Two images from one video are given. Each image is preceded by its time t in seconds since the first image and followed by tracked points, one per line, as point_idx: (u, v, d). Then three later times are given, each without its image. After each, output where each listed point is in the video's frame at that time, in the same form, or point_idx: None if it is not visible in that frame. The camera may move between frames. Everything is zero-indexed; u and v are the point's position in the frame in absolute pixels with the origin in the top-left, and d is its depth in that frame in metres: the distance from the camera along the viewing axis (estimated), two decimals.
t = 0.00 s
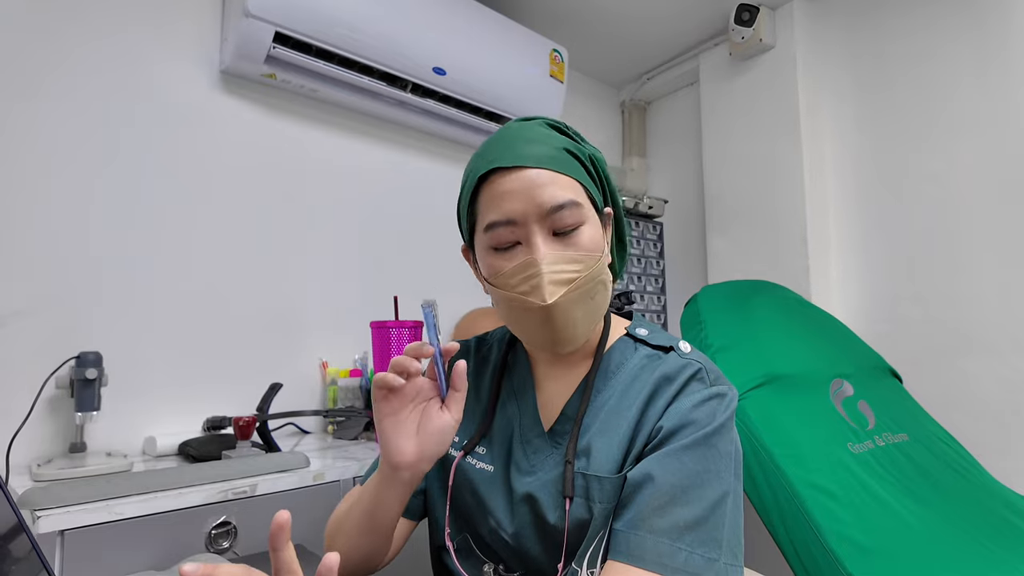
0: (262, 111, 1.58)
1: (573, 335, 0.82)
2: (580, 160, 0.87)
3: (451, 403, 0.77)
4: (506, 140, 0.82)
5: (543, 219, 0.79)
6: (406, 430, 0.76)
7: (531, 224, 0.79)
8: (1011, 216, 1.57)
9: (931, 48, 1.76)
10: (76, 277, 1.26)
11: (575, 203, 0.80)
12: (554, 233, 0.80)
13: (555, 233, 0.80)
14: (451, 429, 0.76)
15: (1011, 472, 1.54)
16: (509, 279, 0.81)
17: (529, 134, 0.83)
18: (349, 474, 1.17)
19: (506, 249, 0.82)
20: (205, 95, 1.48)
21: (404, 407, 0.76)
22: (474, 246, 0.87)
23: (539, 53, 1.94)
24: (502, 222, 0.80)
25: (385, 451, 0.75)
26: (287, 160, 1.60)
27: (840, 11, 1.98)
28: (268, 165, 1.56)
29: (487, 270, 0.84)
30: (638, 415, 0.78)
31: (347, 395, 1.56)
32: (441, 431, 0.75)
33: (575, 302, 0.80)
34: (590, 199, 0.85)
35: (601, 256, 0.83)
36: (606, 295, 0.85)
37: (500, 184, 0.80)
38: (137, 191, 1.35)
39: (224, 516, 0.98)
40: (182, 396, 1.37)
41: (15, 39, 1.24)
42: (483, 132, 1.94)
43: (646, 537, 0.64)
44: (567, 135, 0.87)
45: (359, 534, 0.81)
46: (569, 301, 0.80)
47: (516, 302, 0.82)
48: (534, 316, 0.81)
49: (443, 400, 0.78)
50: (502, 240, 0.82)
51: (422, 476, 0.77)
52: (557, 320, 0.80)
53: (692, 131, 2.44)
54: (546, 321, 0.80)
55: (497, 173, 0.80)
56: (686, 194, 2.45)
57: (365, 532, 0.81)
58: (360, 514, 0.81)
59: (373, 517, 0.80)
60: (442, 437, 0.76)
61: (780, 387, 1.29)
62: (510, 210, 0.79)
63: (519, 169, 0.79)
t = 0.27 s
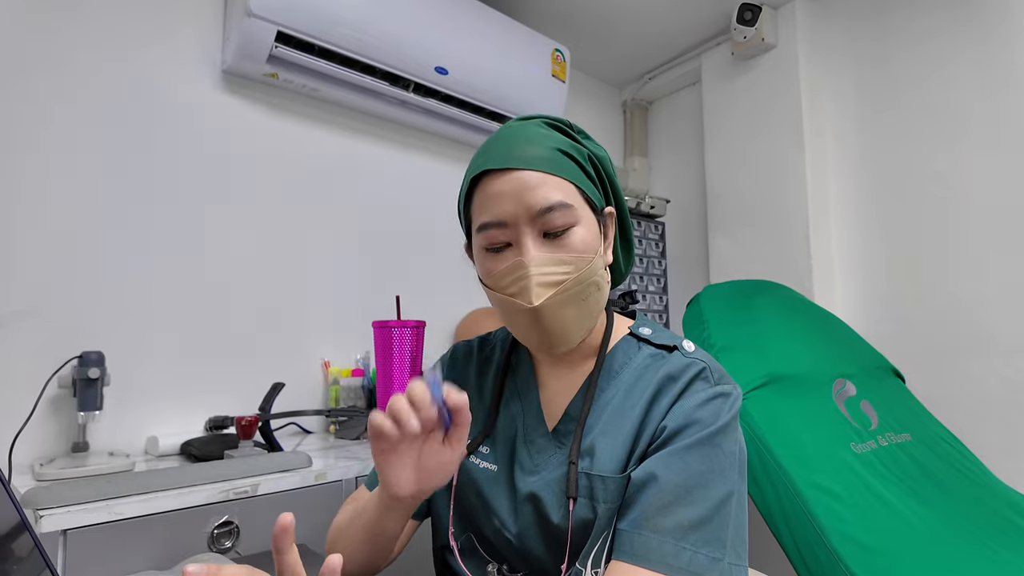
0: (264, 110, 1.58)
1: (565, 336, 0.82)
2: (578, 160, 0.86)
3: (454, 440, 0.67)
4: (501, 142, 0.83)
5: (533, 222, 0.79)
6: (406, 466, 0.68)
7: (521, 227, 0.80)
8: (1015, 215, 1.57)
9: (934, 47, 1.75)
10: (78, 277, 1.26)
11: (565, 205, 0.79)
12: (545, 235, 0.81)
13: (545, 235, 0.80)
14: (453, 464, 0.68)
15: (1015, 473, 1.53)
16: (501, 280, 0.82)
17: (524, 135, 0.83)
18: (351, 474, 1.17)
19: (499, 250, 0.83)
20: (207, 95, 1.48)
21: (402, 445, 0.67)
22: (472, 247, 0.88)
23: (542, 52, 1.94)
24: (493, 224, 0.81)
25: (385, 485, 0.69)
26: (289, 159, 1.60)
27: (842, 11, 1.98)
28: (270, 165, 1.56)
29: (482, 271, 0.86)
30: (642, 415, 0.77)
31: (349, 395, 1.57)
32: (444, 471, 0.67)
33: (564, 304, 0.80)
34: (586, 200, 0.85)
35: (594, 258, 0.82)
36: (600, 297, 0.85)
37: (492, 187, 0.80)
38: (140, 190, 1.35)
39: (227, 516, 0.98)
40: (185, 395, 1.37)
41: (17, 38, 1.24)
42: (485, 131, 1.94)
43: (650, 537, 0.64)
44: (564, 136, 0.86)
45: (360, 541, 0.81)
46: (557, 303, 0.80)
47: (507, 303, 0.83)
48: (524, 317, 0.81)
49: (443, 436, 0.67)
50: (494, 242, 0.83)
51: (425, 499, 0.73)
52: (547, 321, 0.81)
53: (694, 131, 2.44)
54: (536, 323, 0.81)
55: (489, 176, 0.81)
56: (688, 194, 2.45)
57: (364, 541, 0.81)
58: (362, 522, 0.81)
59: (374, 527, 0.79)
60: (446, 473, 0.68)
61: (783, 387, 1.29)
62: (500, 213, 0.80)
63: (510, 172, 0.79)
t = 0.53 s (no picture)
0: (265, 110, 1.58)
1: (567, 330, 0.82)
2: (583, 156, 0.87)
3: (468, 399, 0.79)
4: (507, 135, 0.84)
5: (536, 213, 0.80)
6: (423, 426, 0.78)
7: (525, 218, 0.80)
8: (1016, 215, 1.56)
9: (935, 47, 1.75)
10: (80, 276, 1.26)
11: (569, 197, 0.80)
12: (548, 227, 0.81)
13: (549, 227, 0.81)
14: (466, 427, 0.78)
15: (1016, 472, 1.53)
16: (504, 272, 0.82)
17: (530, 129, 0.84)
18: (353, 473, 1.17)
19: (502, 242, 0.83)
20: (209, 94, 1.48)
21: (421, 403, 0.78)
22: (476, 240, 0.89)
23: (543, 52, 1.94)
24: (497, 215, 0.81)
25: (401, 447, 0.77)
26: (291, 159, 1.60)
27: (843, 11, 1.98)
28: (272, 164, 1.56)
29: (485, 263, 0.86)
30: (644, 414, 0.77)
31: (351, 394, 1.57)
32: (458, 427, 0.77)
33: (566, 296, 0.80)
34: (590, 195, 0.85)
35: (597, 251, 0.82)
36: (602, 292, 0.85)
37: (496, 178, 0.81)
38: (142, 189, 1.35)
39: (228, 515, 0.98)
40: (186, 394, 1.38)
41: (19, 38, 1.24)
42: (486, 131, 1.94)
43: (652, 535, 0.64)
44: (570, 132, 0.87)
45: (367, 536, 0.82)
46: (560, 295, 0.80)
47: (510, 296, 0.83)
48: (526, 310, 0.81)
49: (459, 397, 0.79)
50: (498, 234, 0.83)
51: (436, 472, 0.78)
52: (548, 313, 0.81)
53: (695, 131, 2.44)
54: (537, 315, 0.81)
55: (494, 167, 0.81)
56: (689, 193, 2.45)
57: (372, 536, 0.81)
58: (372, 515, 0.82)
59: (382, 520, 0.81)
60: (460, 433, 0.77)
61: (785, 386, 1.28)
62: (504, 204, 0.80)
63: (515, 163, 0.80)
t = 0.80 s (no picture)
0: (266, 109, 1.58)
1: (564, 338, 0.82)
2: (566, 159, 0.86)
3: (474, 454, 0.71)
4: (488, 146, 0.83)
5: (527, 226, 0.80)
6: (423, 473, 0.73)
7: (516, 231, 0.80)
8: (1016, 214, 1.56)
9: (935, 46, 1.75)
10: (81, 276, 1.26)
11: (558, 206, 0.80)
12: (539, 238, 0.81)
13: (540, 237, 0.81)
14: (468, 480, 0.72)
15: (1016, 472, 1.53)
16: (498, 286, 0.83)
17: (511, 139, 0.83)
18: (354, 472, 1.17)
19: (494, 256, 0.83)
20: (210, 94, 1.48)
21: (425, 448, 0.72)
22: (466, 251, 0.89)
23: (543, 52, 1.94)
24: (487, 229, 0.81)
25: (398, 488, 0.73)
26: (292, 159, 1.60)
27: (843, 10, 1.98)
28: (272, 164, 1.57)
29: (479, 277, 0.86)
30: (641, 413, 0.78)
31: (351, 393, 1.59)
32: (459, 483, 0.71)
33: (562, 306, 0.81)
34: (577, 200, 0.85)
35: (589, 257, 0.83)
36: (598, 296, 0.85)
37: (483, 193, 0.81)
38: (143, 189, 1.35)
39: (230, 513, 0.99)
40: (188, 393, 1.38)
41: (20, 38, 1.25)
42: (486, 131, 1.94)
43: (649, 531, 0.65)
44: (551, 136, 0.86)
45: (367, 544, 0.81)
46: (555, 305, 0.80)
47: (505, 308, 0.83)
48: (523, 321, 0.82)
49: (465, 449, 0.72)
50: (489, 247, 0.83)
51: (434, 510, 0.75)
52: (545, 324, 0.81)
53: (695, 130, 2.44)
54: (534, 326, 0.81)
55: (480, 182, 0.81)
56: (689, 193, 2.45)
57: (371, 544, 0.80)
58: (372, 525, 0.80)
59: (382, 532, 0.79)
60: (458, 486, 0.72)
61: (785, 386, 1.28)
62: (493, 219, 0.80)
63: (500, 177, 0.80)
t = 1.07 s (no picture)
0: (266, 109, 1.58)
1: (554, 303, 0.83)
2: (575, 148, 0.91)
3: (450, 445, 0.72)
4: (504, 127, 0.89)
5: (526, 189, 0.83)
6: (400, 465, 0.74)
7: (514, 194, 0.83)
8: (1015, 214, 1.57)
9: (934, 46, 1.75)
10: (81, 275, 1.27)
11: (557, 175, 0.83)
12: (537, 204, 0.84)
13: (538, 203, 0.84)
14: (444, 473, 0.74)
15: (1015, 471, 1.53)
16: (494, 247, 0.85)
17: (523, 120, 0.89)
18: (353, 470, 1.18)
19: (494, 220, 0.86)
20: (210, 94, 1.49)
21: (400, 440, 0.74)
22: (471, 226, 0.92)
23: (543, 52, 1.95)
24: (489, 192, 0.85)
25: (378, 482, 0.75)
26: (292, 159, 1.61)
27: (843, 10, 1.98)
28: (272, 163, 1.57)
29: (478, 244, 0.89)
30: (638, 410, 0.78)
31: (351, 392, 1.58)
32: (435, 474, 0.73)
33: (552, 268, 0.82)
34: (580, 182, 0.88)
35: (584, 229, 0.84)
36: (591, 272, 0.86)
37: (489, 159, 0.86)
38: (144, 189, 1.36)
39: (230, 511, 0.99)
40: (188, 392, 1.38)
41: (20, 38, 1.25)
42: (487, 131, 1.95)
43: (647, 529, 0.65)
44: (564, 127, 0.91)
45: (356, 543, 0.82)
46: (546, 266, 0.82)
47: (499, 270, 0.85)
48: (514, 281, 0.83)
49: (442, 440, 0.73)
50: (490, 212, 0.87)
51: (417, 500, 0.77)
52: (536, 286, 0.82)
53: (695, 130, 2.44)
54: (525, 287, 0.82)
55: (487, 150, 0.86)
56: (689, 193, 2.45)
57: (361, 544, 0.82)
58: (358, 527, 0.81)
59: (369, 533, 0.80)
60: (436, 477, 0.73)
61: (783, 385, 1.29)
62: (495, 181, 0.84)
63: (506, 144, 0.85)
